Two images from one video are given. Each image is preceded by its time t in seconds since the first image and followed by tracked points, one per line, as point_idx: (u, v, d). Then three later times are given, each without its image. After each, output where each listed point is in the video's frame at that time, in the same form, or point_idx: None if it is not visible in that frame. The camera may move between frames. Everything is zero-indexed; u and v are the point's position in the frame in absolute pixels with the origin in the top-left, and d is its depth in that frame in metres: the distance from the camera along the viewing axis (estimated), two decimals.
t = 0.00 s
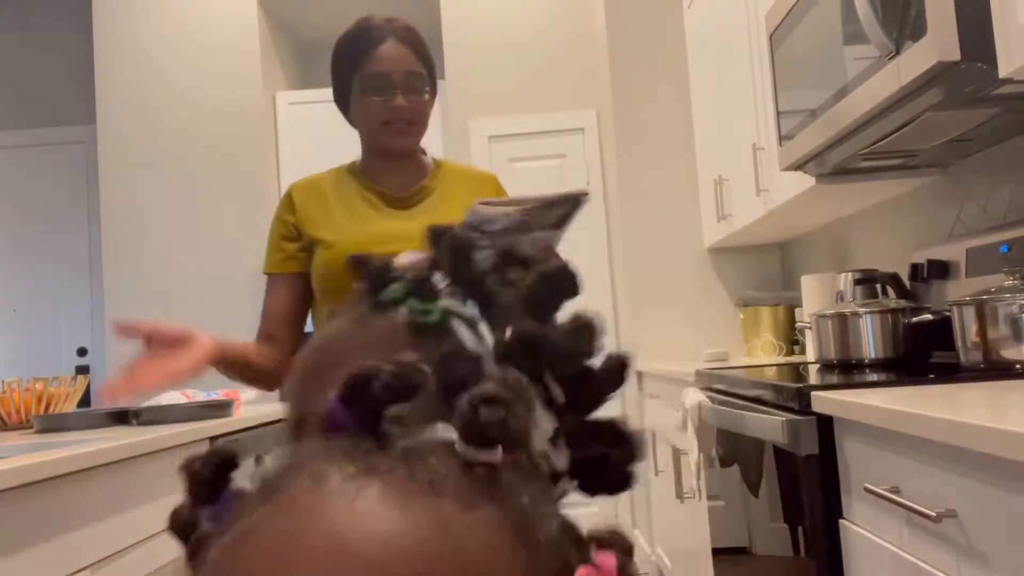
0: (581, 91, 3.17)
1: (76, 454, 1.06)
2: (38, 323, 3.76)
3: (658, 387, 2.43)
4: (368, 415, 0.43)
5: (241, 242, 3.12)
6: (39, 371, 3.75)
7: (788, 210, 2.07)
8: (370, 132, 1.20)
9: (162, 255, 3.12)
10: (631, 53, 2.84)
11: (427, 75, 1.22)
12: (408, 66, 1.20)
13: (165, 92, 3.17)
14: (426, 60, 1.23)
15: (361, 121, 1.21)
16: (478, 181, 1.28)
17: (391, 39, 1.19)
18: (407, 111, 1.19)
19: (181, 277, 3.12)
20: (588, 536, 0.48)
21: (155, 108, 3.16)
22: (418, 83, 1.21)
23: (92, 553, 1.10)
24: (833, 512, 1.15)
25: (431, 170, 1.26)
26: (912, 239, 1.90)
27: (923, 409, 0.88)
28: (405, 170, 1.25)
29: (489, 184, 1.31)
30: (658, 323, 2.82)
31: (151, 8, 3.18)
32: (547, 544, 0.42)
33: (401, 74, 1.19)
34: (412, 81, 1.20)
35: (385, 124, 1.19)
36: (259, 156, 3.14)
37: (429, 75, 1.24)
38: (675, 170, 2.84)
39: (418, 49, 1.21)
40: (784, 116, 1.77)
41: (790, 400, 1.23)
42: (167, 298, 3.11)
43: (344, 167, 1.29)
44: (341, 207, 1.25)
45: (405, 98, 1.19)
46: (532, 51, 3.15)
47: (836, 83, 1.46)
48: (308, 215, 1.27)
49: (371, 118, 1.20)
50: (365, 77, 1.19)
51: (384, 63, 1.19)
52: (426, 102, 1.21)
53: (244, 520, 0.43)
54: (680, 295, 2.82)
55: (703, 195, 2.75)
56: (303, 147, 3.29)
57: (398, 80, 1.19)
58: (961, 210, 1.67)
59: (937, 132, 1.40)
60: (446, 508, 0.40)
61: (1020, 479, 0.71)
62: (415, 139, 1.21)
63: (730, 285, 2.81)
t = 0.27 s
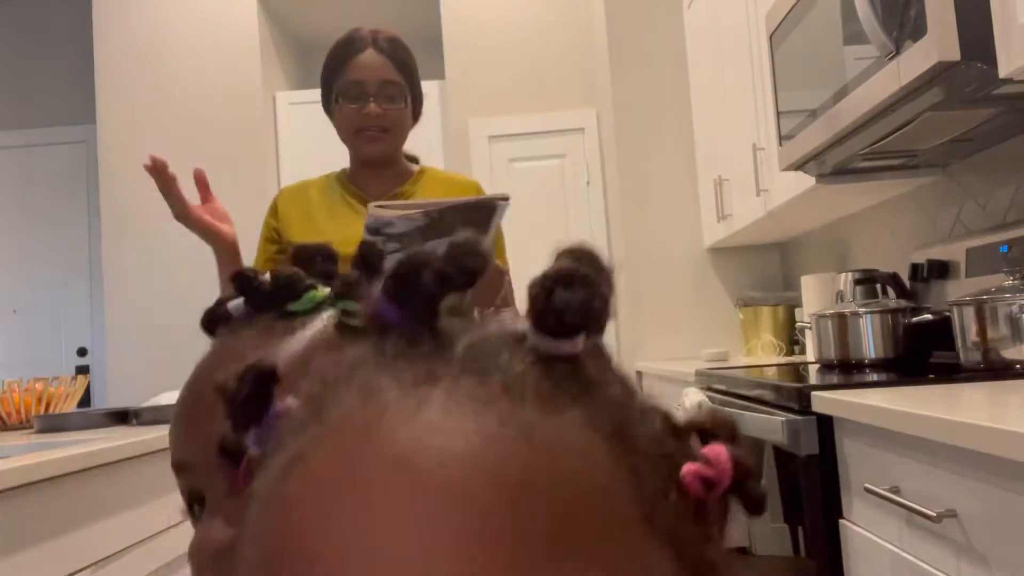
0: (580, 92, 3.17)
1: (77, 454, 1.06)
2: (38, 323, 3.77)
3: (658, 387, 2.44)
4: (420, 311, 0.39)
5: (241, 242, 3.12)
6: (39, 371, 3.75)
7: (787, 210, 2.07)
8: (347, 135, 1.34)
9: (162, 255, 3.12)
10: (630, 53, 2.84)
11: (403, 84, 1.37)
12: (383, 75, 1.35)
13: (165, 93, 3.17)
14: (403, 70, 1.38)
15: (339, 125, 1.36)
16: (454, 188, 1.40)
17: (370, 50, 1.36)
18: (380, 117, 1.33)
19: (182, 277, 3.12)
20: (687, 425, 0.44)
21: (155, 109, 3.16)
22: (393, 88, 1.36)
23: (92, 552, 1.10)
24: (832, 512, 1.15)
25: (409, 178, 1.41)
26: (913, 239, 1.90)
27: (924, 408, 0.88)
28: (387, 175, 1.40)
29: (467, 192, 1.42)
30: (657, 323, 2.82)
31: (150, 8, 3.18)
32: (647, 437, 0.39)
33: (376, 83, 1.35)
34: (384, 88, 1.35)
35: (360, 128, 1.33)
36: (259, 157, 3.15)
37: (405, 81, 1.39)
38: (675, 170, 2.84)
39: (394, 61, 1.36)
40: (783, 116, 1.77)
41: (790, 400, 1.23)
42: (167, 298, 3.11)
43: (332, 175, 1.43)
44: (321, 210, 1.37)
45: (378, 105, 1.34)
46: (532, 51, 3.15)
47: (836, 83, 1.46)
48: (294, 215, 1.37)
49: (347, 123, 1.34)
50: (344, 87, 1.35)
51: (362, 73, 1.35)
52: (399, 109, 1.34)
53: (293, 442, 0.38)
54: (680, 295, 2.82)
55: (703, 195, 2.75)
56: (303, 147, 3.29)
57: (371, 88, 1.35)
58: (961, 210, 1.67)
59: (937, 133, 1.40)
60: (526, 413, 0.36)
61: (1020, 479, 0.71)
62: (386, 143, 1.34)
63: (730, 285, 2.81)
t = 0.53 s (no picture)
0: (580, 92, 3.17)
1: (76, 454, 1.06)
2: (38, 323, 3.76)
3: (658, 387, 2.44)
4: (417, 243, 0.48)
5: (241, 242, 3.12)
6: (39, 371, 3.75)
7: (788, 210, 2.07)
8: (341, 141, 1.40)
9: (162, 255, 3.12)
10: (631, 53, 2.84)
11: (394, 93, 1.44)
12: (375, 84, 1.43)
13: (165, 93, 3.17)
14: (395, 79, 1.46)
15: (333, 134, 1.42)
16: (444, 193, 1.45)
17: (362, 62, 1.43)
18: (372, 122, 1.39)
19: (182, 277, 3.12)
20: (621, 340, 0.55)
21: (155, 108, 3.16)
22: (384, 98, 1.42)
23: (92, 553, 1.10)
24: (833, 512, 1.15)
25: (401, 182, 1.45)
26: (912, 239, 1.90)
27: (925, 408, 0.87)
28: (376, 179, 1.43)
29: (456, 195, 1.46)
30: (657, 323, 2.82)
31: (150, 8, 3.18)
32: (598, 359, 0.50)
33: (368, 92, 1.42)
34: (375, 97, 1.42)
35: (352, 134, 1.39)
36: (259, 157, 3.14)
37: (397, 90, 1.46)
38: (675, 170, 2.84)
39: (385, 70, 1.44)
40: (783, 116, 1.77)
41: (791, 400, 1.23)
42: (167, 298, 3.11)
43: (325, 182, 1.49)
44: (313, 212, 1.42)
45: (369, 111, 1.40)
46: (532, 50, 3.15)
47: (836, 83, 1.46)
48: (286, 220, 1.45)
49: (340, 130, 1.40)
50: (337, 97, 1.42)
51: (355, 83, 1.42)
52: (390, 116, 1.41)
53: (318, 351, 0.48)
54: (681, 295, 2.82)
55: (703, 194, 2.75)
56: (303, 147, 3.29)
57: (363, 96, 1.41)
58: (961, 210, 1.67)
59: (937, 133, 1.40)
60: (508, 342, 0.46)
61: (1020, 479, 0.71)
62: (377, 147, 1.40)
63: (730, 285, 2.81)
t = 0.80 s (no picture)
0: (580, 92, 3.17)
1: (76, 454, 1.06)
2: (38, 323, 3.76)
3: (658, 386, 2.43)
4: (396, 263, 0.55)
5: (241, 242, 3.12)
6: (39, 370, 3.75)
7: (788, 209, 2.07)
8: (335, 142, 1.41)
9: (162, 255, 3.12)
10: (631, 53, 2.84)
11: (388, 94, 1.44)
12: (370, 86, 1.43)
13: (166, 93, 3.17)
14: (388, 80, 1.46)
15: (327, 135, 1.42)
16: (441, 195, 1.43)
17: (354, 64, 1.44)
18: (365, 123, 1.40)
19: (182, 276, 3.12)
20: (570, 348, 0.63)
21: (156, 108, 3.16)
22: (377, 99, 1.43)
23: (92, 552, 1.10)
24: (833, 512, 1.15)
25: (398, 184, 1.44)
26: (912, 239, 1.90)
27: (926, 408, 0.87)
28: (369, 181, 1.43)
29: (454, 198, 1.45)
30: (658, 323, 2.82)
31: (151, 7, 3.18)
32: (541, 368, 0.57)
33: (360, 93, 1.42)
34: (368, 98, 1.42)
35: (346, 135, 1.40)
36: (259, 156, 3.14)
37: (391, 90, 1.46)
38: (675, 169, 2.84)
39: (379, 71, 1.44)
40: (784, 116, 1.77)
41: (791, 400, 1.23)
42: (167, 297, 3.11)
43: (319, 183, 1.48)
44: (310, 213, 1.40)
45: (362, 112, 1.41)
46: (532, 50, 3.15)
47: (836, 82, 1.46)
48: (279, 218, 1.43)
49: (334, 131, 1.41)
50: (331, 98, 1.42)
51: (347, 84, 1.42)
52: (383, 116, 1.42)
53: (307, 348, 0.56)
54: (681, 295, 2.82)
55: (703, 194, 2.75)
56: (303, 147, 3.30)
57: (356, 97, 1.42)
58: (961, 210, 1.67)
59: (936, 133, 1.40)
60: (464, 347, 0.53)
61: (1020, 479, 0.71)
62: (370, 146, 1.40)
63: (730, 285, 2.81)
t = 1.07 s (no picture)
0: (580, 91, 3.17)
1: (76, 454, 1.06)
2: (38, 322, 3.76)
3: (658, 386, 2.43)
4: (450, 270, 0.59)
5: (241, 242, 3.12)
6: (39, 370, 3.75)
7: (787, 210, 2.07)
8: (332, 138, 1.41)
9: (162, 254, 3.12)
10: (630, 54, 2.84)
11: (379, 85, 1.44)
12: (361, 78, 1.42)
13: (166, 93, 3.17)
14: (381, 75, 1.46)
15: (323, 132, 1.42)
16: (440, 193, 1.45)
17: (345, 59, 1.43)
18: (359, 115, 1.40)
19: (182, 276, 3.12)
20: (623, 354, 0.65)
21: (156, 108, 3.16)
22: (369, 90, 1.42)
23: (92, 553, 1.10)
24: (833, 512, 1.16)
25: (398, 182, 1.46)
26: (912, 239, 1.90)
27: (925, 408, 0.87)
28: (374, 177, 1.44)
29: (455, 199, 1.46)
30: (657, 323, 2.82)
31: (150, 7, 3.18)
32: (582, 359, 0.58)
33: (352, 86, 1.42)
34: (360, 89, 1.42)
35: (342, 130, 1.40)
36: (258, 156, 3.14)
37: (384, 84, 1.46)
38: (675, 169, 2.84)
39: (371, 65, 1.44)
40: (783, 117, 1.77)
41: (790, 400, 1.23)
42: (167, 297, 3.11)
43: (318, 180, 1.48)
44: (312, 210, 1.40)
45: (355, 104, 1.40)
46: (532, 50, 3.15)
47: (836, 82, 1.46)
48: (279, 216, 1.41)
49: (329, 127, 1.41)
50: (324, 94, 1.42)
51: (338, 78, 1.42)
52: (377, 106, 1.42)
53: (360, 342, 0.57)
54: (681, 295, 2.82)
55: (703, 194, 2.75)
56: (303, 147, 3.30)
57: (348, 89, 1.41)
58: (961, 210, 1.67)
59: (936, 133, 1.40)
60: (509, 339, 0.54)
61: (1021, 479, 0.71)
62: (366, 137, 1.40)
63: (730, 285, 2.81)
